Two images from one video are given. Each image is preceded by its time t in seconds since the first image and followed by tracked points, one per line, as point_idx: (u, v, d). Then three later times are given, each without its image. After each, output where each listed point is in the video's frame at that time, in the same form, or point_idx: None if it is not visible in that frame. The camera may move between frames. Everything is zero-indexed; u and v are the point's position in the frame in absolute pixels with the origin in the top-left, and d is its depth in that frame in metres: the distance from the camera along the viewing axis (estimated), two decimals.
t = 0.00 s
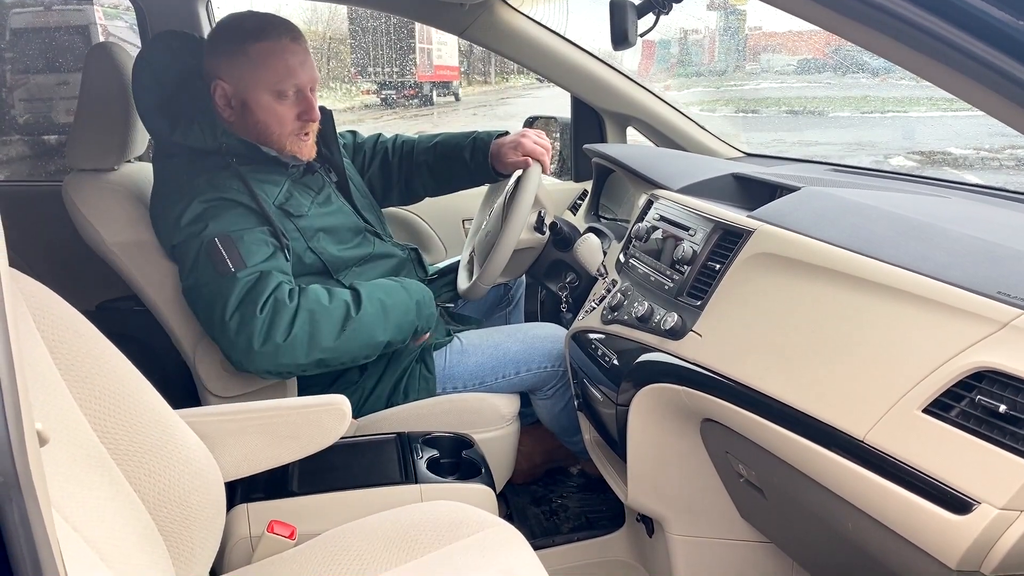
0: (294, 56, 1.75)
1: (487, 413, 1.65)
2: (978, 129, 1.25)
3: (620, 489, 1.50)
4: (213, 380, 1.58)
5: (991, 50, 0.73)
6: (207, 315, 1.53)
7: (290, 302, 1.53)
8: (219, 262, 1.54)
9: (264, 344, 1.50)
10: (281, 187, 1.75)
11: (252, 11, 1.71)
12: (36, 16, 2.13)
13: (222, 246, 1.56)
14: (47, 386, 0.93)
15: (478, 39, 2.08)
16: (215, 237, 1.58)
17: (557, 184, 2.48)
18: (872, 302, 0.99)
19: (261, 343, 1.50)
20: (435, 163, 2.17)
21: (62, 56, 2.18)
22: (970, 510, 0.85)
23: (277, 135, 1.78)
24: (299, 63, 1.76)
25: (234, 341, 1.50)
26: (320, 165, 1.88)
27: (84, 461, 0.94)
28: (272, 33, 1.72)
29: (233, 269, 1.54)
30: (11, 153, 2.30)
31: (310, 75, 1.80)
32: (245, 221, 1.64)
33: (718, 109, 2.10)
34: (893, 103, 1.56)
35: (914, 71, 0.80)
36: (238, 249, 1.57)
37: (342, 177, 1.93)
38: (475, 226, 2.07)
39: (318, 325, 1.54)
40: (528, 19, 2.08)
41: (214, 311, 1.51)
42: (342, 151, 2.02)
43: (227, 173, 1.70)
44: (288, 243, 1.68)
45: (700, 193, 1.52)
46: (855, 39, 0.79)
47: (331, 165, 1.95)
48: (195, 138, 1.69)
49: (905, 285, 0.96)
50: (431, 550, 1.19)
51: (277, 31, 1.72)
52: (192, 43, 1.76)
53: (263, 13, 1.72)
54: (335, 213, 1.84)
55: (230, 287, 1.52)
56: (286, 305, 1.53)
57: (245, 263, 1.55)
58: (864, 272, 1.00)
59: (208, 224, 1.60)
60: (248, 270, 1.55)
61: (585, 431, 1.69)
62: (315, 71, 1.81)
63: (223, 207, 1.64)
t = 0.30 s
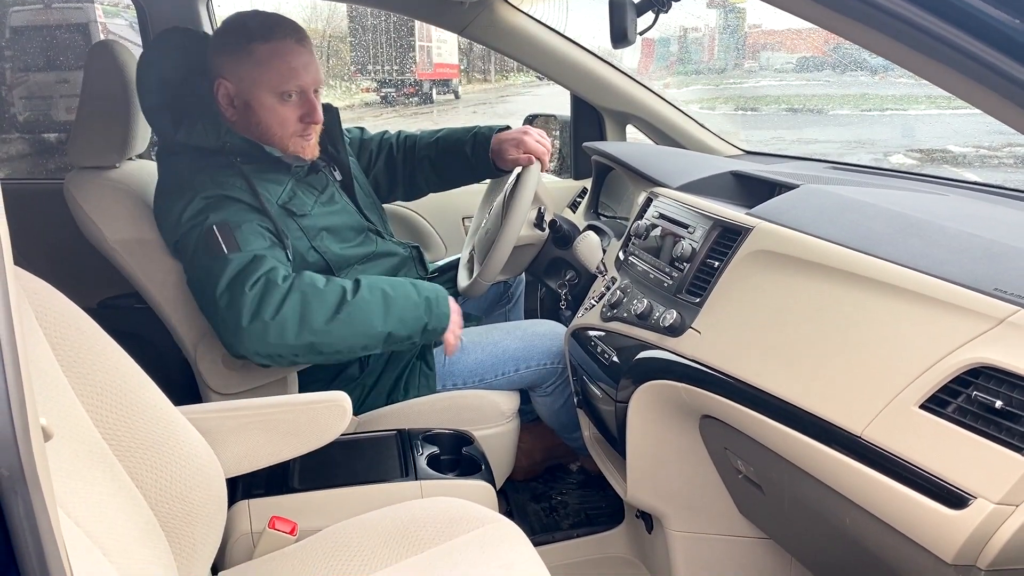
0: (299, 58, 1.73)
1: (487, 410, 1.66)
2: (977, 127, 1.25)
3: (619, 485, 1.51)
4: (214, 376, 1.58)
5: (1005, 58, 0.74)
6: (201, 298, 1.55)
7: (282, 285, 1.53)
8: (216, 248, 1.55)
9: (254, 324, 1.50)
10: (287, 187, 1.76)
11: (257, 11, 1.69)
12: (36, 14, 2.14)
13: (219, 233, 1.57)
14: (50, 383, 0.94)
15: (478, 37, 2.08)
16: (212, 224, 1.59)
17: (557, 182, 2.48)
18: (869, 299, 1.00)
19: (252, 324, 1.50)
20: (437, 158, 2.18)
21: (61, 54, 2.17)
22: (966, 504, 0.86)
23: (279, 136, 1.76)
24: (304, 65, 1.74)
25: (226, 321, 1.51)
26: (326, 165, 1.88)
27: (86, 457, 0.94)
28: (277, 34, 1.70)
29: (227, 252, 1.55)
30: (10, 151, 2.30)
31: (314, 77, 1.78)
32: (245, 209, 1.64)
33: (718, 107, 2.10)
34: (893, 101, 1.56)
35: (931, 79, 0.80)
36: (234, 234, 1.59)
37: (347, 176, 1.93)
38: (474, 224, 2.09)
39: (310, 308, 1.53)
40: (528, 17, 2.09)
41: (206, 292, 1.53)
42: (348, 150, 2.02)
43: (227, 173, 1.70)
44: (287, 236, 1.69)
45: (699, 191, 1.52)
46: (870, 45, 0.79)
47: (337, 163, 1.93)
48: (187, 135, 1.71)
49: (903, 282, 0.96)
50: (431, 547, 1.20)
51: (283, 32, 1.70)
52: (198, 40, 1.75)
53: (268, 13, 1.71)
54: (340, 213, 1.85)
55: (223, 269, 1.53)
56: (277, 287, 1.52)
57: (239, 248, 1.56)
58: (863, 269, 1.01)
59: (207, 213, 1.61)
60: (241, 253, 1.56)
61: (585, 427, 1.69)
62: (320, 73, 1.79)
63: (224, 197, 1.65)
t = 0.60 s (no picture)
0: (353, 61, 1.56)
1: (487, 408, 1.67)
2: (973, 125, 1.26)
3: (618, 482, 1.52)
4: (215, 374, 1.59)
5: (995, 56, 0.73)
6: (228, 225, 1.55)
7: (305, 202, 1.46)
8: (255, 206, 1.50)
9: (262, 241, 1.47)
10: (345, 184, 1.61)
11: (308, 9, 1.51)
12: (34, 11, 2.16)
13: (263, 199, 1.50)
14: (53, 381, 0.94)
15: (479, 36, 2.11)
16: (262, 181, 1.52)
17: (555, 180, 2.49)
18: (865, 296, 1.01)
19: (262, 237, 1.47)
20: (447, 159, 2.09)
21: (62, 52, 2.19)
22: (959, 499, 0.87)
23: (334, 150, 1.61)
24: (358, 69, 1.58)
25: (246, 243, 1.50)
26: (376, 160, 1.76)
27: (89, 454, 0.95)
28: (330, 36, 1.53)
29: (264, 204, 1.49)
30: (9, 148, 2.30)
31: (366, 80, 1.62)
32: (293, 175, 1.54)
33: (717, 105, 2.11)
34: (892, 99, 1.57)
35: (925, 80, 0.79)
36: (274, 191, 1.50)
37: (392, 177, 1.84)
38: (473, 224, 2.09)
39: (321, 237, 1.38)
40: (528, 17, 2.12)
41: (246, 243, 1.50)
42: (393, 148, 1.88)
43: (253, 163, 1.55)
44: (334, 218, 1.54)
45: (698, 188, 1.53)
46: (864, 46, 0.78)
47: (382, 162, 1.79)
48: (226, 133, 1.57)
49: (896, 280, 0.97)
50: (431, 542, 1.21)
51: (336, 36, 1.52)
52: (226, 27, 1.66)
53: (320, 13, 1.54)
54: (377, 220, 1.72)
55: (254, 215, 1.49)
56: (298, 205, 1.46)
57: (275, 198, 1.49)
58: (859, 267, 1.02)
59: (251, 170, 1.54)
60: (276, 204, 1.47)
61: (583, 425, 1.70)
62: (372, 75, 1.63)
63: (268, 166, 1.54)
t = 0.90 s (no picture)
0: (372, 97, 1.45)
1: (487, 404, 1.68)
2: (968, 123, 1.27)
3: (617, 477, 1.53)
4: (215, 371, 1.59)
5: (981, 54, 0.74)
6: (265, 269, 1.48)
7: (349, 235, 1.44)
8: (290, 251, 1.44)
9: (304, 279, 1.43)
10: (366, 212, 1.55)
11: (319, 46, 1.40)
12: (32, 9, 2.16)
13: (293, 237, 1.45)
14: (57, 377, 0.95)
15: (478, 33, 2.09)
16: (292, 225, 1.47)
17: (554, 177, 2.50)
18: (860, 293, 1.02)
19: (309, 272, 1.43)
20: (440, 148, 2.12)
21: (61, 50, 2.18)
22: (952, 494, 0.88)
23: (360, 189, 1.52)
24: (378, 103, 1.47)
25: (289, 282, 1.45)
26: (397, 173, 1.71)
27: (93, 449, 0.96)
28: (344, 76, 1.41)
29: (296, 241, 1.44)
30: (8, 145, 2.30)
31: (388, 111, 1.50)
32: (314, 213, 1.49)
33: (716, 102, 2.13)
34: (888, 97, 1.58)
35: (915, 78, 0.79)
36: (308, 231, 1.45)
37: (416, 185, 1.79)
38: (475, 218, 2.09)
39: (360, 275, 1.37)
40: (529, 16, 2.12)
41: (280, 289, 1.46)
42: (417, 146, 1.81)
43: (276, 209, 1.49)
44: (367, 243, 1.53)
45: (695, 185, 1.54)
46: (858, 46, 0.79)
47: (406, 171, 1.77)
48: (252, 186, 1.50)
49: (891, 276, 0.98)
50: (432, 537, 1.22)
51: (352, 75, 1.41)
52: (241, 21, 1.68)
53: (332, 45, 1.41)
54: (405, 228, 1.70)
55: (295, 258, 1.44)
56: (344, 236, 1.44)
57: (309, 233, 1.45)
58: (854, 265, 1.03)
59: (274, 216, 1.48)
60: (309, 244, 1.44)
61: (582, 421, 1.71)
62: (393, 104, 1.51)
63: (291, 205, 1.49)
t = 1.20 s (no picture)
0: (340, 129, 1.52)
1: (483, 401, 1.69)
2: (959, 123, 1.29)
3: (612, 472, 1.55)
4: (212, 368, 1.60)
5: (968, 57, 0.74)
6: (241, 294, 1.49)
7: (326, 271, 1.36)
8: (264, 275, 1.44)
9: (277, 312, 1.38)
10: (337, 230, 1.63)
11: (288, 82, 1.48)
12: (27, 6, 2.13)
13: (267, 262, 1.46)
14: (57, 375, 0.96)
15: (475, 32, 2.09)
16: (263, 251, 1.51)
17: (549, 174, 2.52)
18: (851, 291, 1.03)
19: (292, 311, 1.35)
20: (435, 145, 2.15)
21: (59, 48, 2.21)
22: (939, 487, 0.89)
23: (335, 210, 1.62)
24: (346, 134, 1.54)
25: (268, 317, 1.40)
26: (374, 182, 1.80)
27: (93, 445, 0.97)
28: (310, 113, 1.49)
29: (270, 270, 1.44)
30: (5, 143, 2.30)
31: (360, 139, 1.57)
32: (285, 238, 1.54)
33: (713, 98, 2.14)
34: (882, 97, 1.60)
35: (905, 80, 0.80)
36: (281, 257, 1.47)
37: (399, 189, 1.86)
38: (471, 216, 2.11)
39: (327, 309, 1.30)
40: (529, 17, 2.11)
41: (255, 315, 1.45)
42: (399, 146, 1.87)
43: (254, 226, 1.55)
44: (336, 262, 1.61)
45: (690, 183, 1.55)
46: (847, 47, 0.80)
47: (394, 176, 1.85)
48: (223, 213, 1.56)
49: (882, 274, 0.99)
50: (428, 531, 1.23)
51: (318, 112, 1.49)
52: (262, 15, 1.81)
53: (298, 83, 1.49)
54: (386, 233, 1.80)
55: (269, 283, 1.43)
56: (323, 273, 1.36)
57: (284, 263, 1.45)
58: (846, 262, 1.04)
59: (248, 243, 1.53)
60: (285, 268, 1.43)
61: (577, 417, 1.72)
62: (365, 131, 1.58)
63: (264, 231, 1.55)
